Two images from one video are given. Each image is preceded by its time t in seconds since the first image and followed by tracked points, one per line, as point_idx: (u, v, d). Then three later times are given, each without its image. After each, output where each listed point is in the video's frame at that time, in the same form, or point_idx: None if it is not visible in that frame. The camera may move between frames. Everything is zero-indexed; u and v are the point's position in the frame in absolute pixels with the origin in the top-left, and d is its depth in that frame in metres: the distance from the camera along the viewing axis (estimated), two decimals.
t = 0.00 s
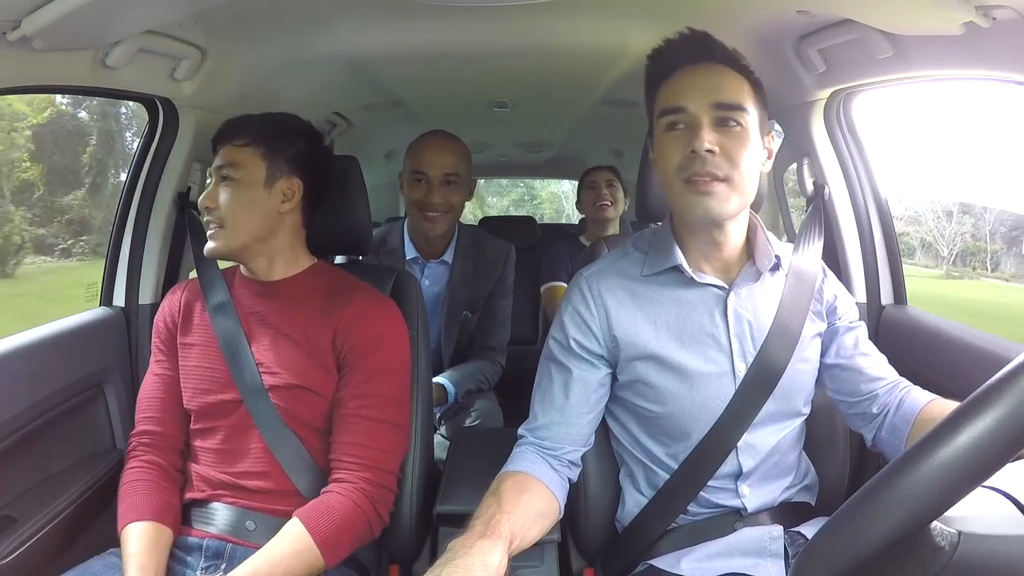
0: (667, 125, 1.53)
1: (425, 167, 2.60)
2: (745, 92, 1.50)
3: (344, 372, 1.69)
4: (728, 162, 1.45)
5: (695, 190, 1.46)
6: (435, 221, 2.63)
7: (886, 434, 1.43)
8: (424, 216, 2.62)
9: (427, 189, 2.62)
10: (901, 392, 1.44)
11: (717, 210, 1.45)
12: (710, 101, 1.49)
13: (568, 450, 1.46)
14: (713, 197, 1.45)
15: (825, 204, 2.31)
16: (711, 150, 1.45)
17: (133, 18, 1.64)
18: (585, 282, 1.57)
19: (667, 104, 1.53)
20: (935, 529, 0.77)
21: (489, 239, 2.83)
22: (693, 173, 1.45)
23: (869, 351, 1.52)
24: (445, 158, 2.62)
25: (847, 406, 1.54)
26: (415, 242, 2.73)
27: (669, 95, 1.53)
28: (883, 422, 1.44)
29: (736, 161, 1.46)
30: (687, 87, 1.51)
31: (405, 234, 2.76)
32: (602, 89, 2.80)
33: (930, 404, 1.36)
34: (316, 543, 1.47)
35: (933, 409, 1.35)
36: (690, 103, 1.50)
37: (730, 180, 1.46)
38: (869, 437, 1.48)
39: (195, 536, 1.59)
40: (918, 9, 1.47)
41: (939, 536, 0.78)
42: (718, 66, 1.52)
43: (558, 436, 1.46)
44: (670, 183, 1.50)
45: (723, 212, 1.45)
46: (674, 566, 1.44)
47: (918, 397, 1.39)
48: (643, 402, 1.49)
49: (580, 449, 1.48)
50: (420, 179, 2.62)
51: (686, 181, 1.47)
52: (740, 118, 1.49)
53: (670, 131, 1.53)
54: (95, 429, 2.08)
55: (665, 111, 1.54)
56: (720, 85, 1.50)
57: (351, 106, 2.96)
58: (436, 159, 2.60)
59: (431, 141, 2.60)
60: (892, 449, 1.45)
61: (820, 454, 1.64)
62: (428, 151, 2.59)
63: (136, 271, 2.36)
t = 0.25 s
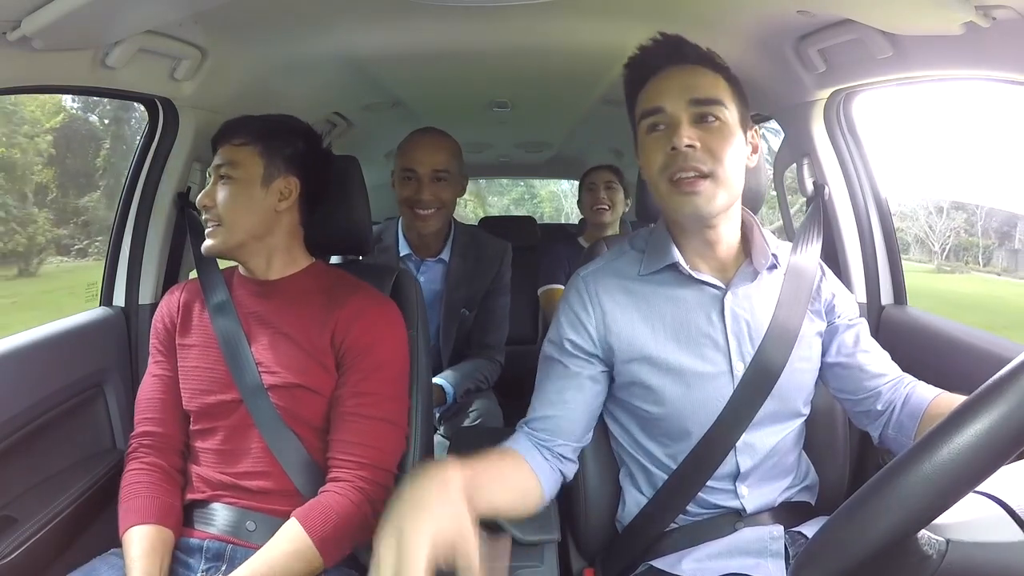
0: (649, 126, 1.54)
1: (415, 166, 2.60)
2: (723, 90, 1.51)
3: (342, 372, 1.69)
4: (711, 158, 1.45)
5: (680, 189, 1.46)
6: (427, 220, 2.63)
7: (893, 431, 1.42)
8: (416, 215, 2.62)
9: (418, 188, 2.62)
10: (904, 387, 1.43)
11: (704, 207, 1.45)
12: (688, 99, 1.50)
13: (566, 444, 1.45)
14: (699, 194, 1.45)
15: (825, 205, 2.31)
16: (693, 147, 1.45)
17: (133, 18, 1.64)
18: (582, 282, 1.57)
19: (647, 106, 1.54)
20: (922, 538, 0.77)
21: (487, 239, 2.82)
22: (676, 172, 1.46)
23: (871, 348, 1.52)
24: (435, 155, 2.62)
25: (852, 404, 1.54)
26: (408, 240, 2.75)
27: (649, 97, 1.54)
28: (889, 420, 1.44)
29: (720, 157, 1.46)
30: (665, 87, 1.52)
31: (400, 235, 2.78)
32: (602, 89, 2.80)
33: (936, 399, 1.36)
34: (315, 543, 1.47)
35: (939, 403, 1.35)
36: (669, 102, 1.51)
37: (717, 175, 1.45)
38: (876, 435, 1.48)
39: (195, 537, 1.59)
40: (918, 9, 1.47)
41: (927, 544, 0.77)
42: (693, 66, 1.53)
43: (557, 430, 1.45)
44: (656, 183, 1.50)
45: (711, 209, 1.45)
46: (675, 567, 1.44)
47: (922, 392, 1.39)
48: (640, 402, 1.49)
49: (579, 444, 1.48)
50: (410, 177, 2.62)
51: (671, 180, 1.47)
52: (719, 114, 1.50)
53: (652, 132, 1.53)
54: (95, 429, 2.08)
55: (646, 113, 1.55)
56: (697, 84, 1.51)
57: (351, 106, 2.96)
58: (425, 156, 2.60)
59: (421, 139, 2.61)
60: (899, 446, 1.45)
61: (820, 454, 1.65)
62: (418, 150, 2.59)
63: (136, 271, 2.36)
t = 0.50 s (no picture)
0: (657, 122, 1.55)
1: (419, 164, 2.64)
2: (732, 90, 1.52)
3: (340, 372, 1.69)
4: (718, 152, 1.45)
5: (686, 182, 1.46)
6: (432, 217, 2.66)
7: (895, 428, 1.42)
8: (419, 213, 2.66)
9: (422, 186, 2.66)
10: (905, 384, 1.42)
11: (710, 200, 1.44)
12: (697, 96, 1.51)
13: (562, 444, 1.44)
14: (705, 187, 1.44)
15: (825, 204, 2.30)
16: (701, 141, 1.45)
17: (133, 18, 1.64)
18: (582, 281, 1.57)
19: (656, 102, 1.55)
20: (913, 546, 0.78)
21: (487, 240, 2.82)
22: (683, 165, 1.45)
23: (871, 345, 1.52)
24: (438, 153, 2.67)
25: (853, 401, 1.53)
26: (413, 238, 2.77)
27: (658, 94, 1.55)
28: (891, 417, 1.43)
29: (726, 153, 1.46)
30: (674, 84, 1.53)
31: (405, 233, 2.81)
32: (602, 89, 2.80)
33: (936, 395, 1.35)
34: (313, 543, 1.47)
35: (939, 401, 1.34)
36: (678, 98, 1.52)
37: (724, 170, 1.45)
38: (879, 432, 1.48)
39: (194, 533, 1.59)
40: (918, 9, 1.46)
41: (919, 552, 0.79)
42: (704, 66, 1.53)
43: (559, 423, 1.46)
44: (662, 177, 1.50)
45: (716, 202, 1.44)
46: (673, 567, 1.45)
47: (923, 388, 1.38)
48: (638, 401, 1.49)
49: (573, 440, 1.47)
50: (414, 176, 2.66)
51: (677, 173, 1.46)
52: (726, 111, 1.51)
53: (660, 127, 1.54)
54: (95, 429, 2.08)
55: (653, 110, 1.55)
56: (705, 82, 1.52)
57: (351, 106, 2.96)
58: (428, 155, 2.66)
59: (424, 139, 2.66)
60: (901, 442, 1.44)
61: (820, 454, 1.65)
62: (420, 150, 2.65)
63: (136, 271, 2.36)
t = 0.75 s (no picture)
0: (685, 117, 1.51)
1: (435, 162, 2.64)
2: (751, 90, 1.52)
3: (344, 373, 1.69)
4: (751, 152, 1.44)
5: (720, 180, 1.44)
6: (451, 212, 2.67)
7: (902, 425, 1.42)
8: (439, 206, 2.65)
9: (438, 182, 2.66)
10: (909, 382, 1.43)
11: (741, 199, 1.43)
12: (730, 96, 1.49)
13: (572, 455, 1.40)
14: (738, 186, 1.43)
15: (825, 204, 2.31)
16: (737, 139, 1.44)
17: (132, 18, 1.64)
18: (591, 281, 1.57)
19: (685, 96, 1.51)
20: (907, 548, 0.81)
21: (488, 240, 2.83)
22: (717, 162, 1.44)
23: (875, 344, 1.52)
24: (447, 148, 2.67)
25: (857, 400, 1.54)
26: (415, 236, 2.76)
27: (688, 88, 1.51)
28: (897, 415, 1.44)
29: (756, 154, 1.45)
30: (708, 80, 1.50)
31: (406, 233, 2.78)
32: (602, 89, 2.80)
33: (942, 393, 1.36)
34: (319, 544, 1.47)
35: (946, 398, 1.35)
36: (711, 94, 1.49)
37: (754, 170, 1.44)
38: (886, 430, 1.48)
39: (195, 536, 1.59)
40: (918, 9, 1.46)
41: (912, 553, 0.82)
42: (722, 67, 1.52)
43: (570, 429, 1.42)
44: (691, 172, 1.47)
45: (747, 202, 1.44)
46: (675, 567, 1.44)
47: (929, 386, 1.39)
48: (645, 401, 1.49)
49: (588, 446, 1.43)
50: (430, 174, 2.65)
51: (710, 171, 1.45)
52: (752, 114, 1.51)
53: (688, 123, 1.50)
54: (95, 428, 2.08)
55: (683, 103, 1.51)
56: (733, 83, 1.50)
57: (351, 106, 2.96)
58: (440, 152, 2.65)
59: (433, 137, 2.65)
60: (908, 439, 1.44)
61: (820, 454, 1.65)
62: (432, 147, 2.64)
63: (136, 271, 2.36)
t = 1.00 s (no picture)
0: (727, 117, 1.45)
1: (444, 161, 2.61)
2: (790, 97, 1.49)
3: (346, 373, 1.69)
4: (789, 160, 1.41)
5: (757, 185, 1.40)
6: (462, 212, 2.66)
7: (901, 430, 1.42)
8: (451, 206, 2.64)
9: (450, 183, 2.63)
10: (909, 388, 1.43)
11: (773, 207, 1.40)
12: (774, 102, 1.45)
13: (594, 361, 1.17)
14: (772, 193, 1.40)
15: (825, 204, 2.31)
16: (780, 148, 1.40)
17: (133, 18, 1.64)
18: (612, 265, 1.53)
19: (729, 95, 1.46)
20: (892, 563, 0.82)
21: (488, 240, 2.83)
22: (756, 166, 1.39)
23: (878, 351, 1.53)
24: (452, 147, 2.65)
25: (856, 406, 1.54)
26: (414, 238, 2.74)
27: (732, 88, 1.46)
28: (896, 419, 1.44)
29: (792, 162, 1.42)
30: (754, 83, 1.46)
31: (405, 232, 2.77)
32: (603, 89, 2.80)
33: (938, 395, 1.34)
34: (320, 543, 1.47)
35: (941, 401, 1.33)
36: (756, 98, 1.45)
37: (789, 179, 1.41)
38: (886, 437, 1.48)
39: (194, 536, 1.59)
40: (918, 9, 1.47)
41: None
42: (762, 70, 1.48)
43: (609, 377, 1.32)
44: (727, 174, 1.43)
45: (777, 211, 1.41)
46: (673, 567, 1.46)
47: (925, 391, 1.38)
48: (651, 397, 1.48)
49: (613, 353, 1.22)
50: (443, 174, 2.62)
51: (747, 174, 1.40)
52: (790, 123, 1.47)
53: (730, 123, 1.44)
54: (95, 428, 2.08)
55: (727, 102, 1.45)
56: (775, 89, 1.46)
57: (351, 106, 2.96)
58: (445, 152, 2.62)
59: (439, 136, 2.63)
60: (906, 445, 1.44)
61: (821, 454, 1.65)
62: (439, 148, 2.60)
63: (136, 270, 2.36)
